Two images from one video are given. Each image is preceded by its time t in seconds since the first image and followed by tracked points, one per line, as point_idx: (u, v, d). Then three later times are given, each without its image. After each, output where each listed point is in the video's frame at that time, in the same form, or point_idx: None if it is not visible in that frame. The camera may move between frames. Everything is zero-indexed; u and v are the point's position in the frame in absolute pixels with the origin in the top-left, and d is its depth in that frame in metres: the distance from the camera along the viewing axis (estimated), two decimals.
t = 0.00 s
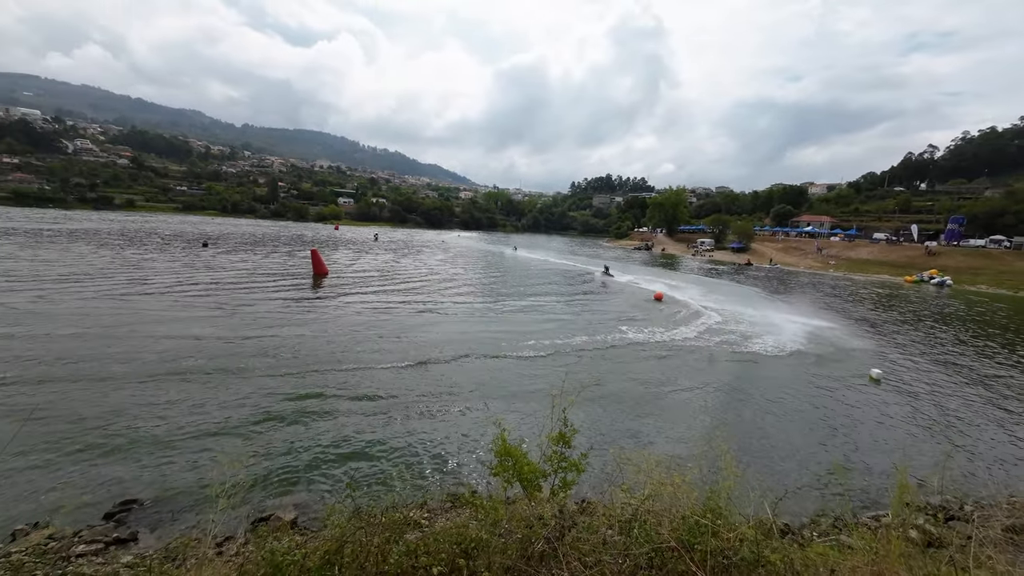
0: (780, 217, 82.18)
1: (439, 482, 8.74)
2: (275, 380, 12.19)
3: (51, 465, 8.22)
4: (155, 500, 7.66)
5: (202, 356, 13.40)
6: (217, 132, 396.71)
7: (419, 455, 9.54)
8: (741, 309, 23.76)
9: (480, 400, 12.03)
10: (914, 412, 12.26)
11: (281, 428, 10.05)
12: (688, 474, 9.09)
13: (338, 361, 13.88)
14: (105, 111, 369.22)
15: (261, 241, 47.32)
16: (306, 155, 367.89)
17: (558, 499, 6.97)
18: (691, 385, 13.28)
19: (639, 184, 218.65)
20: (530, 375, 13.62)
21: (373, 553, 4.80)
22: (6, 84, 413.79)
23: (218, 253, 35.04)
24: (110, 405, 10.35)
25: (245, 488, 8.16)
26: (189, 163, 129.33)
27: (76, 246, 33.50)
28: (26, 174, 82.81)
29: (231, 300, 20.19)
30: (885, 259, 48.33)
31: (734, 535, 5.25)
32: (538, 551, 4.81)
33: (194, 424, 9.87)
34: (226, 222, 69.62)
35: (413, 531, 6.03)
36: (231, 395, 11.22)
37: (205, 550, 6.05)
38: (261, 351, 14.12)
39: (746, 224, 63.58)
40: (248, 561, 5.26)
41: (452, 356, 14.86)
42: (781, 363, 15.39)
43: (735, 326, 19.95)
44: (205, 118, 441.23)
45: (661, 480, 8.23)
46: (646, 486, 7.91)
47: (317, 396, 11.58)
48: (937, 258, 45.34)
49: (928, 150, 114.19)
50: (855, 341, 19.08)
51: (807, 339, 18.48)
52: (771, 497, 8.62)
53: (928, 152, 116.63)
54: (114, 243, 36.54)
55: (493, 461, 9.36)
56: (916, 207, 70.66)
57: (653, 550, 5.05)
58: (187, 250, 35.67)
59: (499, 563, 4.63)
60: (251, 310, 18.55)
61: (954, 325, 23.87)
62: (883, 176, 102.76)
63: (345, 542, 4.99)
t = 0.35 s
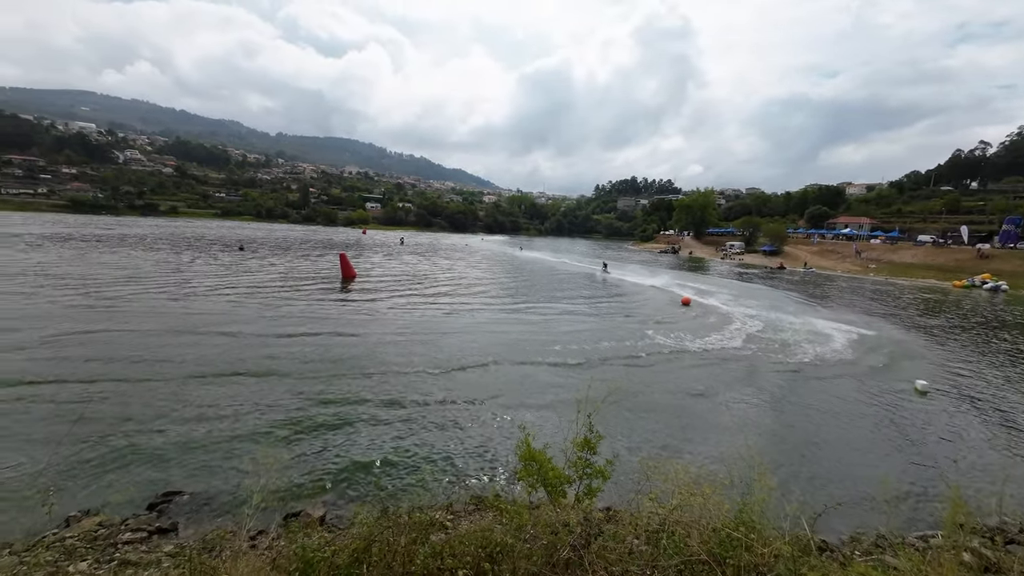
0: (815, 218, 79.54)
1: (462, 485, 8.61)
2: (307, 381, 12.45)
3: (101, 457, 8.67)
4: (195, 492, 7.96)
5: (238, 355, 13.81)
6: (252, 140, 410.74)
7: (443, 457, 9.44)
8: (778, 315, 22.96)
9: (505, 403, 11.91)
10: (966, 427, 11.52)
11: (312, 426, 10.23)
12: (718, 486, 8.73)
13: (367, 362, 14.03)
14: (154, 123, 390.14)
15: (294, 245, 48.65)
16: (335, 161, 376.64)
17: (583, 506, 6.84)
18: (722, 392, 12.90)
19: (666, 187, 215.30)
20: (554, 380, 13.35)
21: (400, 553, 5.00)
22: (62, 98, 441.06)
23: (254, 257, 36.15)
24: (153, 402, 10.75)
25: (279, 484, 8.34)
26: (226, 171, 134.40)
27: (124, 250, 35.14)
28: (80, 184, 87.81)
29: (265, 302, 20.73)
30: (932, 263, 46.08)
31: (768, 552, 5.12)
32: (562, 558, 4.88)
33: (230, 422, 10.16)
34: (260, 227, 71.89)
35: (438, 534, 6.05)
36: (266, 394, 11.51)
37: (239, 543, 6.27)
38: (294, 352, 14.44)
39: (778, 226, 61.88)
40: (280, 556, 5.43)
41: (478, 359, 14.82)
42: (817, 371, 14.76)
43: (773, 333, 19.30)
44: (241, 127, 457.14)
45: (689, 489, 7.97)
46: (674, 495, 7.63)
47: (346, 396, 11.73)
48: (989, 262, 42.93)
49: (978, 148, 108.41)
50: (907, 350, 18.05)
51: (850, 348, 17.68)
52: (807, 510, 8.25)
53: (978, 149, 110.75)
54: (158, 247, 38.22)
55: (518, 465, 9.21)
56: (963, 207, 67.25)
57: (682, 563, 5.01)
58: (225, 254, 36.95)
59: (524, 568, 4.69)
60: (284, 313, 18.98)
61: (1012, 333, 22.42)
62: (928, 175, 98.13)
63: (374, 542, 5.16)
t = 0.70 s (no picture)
0: (845, 220, 77.25)
1: (481, 488, 8.50)
2: (328, 380, 12.58)
3: (135, 453, 8.92)
4: (224, 487, 8.12)
5: (263, 355, 14.06)
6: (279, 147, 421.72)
7: (462, 460, 9.37)
8: (811, 322, 22.22)
9: (522, 407, 11.80)
10: (1010, 441, 10.92)
11: (333, 426, 10.31)
12: (743, 496, 8.45)
13: (386, 364, 14.09)
14: (186, 131, 403.53)
15: (318, 248, 49.52)
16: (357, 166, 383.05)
17: (604, 513, 6.67)
18: (745, 400, 12.52)
19: (687, 189, 212.62)
20: (572, 385, 13.11)
21: (420, 556, 4.92)
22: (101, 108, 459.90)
23: (282, 260, 36.93)
24: (184, 400, 11.01)
25: (303, 481, 8.41)
26: (255, 177, 138.12)
27: (159, 253, 36.34)
28: (119, 190, 91.46)
29: (292, 304, 21.06)
30: (974, 268, 44.21)
31: (799, 567, 4.93)
32: (582, 565, 4.84)
33: (255, 420, 10.32)
34: (286, 230, 73.44)
35: (458, 536, 6.00)
36: (288, 393, 11.67)
37: (264, 538, 6.36)
38: (315, 352, 14.62)
39: (806, 229, 60.28)
40: (303, 552, 5.49)
41: (496, 362, 14.74)
42: (848, 380, 14.25)
43: (805, 340, 18.70)
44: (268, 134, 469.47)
45: (713, 498, 7.70)
46: (697, 504, 7.40)
47: (365, 397, 11.78)
48: None
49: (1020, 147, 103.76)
50: (951, 360, 17.21)
51: (888, 356, 16.97)
52: (837, 523, 7.91)
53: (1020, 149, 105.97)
54: (191, 250, 39.41)
55: (536, 469, 9.05)
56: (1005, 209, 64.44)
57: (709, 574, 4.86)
58: (254, 257, 37.82)
59: None
60: (309, 315, 19.22)
61: None
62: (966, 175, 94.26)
63: (395, 543, 5.12)
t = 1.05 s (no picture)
0: (863, 224, 75.90)
1: (490, 491, 8.40)
2: (342, 381, 12.64)
3: (153, 450, 8.98)
4: (238, 485, 8.15)
5: (278, 356, 14.18)
6: (294, 150, 427.87)
7: (471, 463, 9.29)
8: (832, 328, 21.75)
9: (533, 409, 11.70)
10: None
11: (345, 426, 10.30)
12: (759, 505, 8.23)
13: (398, 366, 14.10)
14: (204, 135, 411.21)
15: (332, 250, 50.00)
16: (370, 169, 386.86)
17: (616, 519, 6.54)
18: (761, 406, 12.29)
19: (700, 192, 211.05)
20: (584, 389, 13.00)
21: (431, 557, 4.86)
22: (122, 113, 470.56)
23: (297, 262, 37.29)
24: (199, 399, 11.05)
25: (315, 481, 8.42)
26: (271, 180, 140.30)
27: (179, 254, 36.94)
28: (140, 192, 93.46)
29: (307, 306, 21.17)
30: (998, 273, 43.11)
31: None
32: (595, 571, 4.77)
33: (269, 420, 10.36)
34: (301, 232, 74.34)
35: (468, 539, 5.94)
36: (302, 394, 11.73)
37: (276, 536, 6.35)
38: (329, 353, 14.72)
39: (823, 232, 59.36)
40: (315, 552, 5.45)
41: (507, 365, 14.67)
42: (867, 387, 13.92)
43: (826, 346, 18.31)
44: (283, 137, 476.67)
45: (729, 506, 7.53)
46: (711, 511, 7.23)
47: (377, 398, 11.79)
48: None
49: None
50: (980, 369, 16.67)
51: (913, 364, 16.51)
52: (858, 533, 7.68)
53: None
54: (210, 252, 40.05)
55: (547, 473, 8.95)
56: None
57: None
58: (271, 259, 38.27)
59: None
60: (323, 317, 19.28)
61: None
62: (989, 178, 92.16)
63: (407, 543, 5.08)
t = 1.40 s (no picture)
0: (874, 225, 75.02)
1: (496, 493, 8.34)
2: (348, 381, 12.64)
3: (160, 448, 9.00)
4: (245, 484, 8.14)
5: (285, 356, 14.20)
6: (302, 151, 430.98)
7: (477, 464, 9.23)
8: (844, 332, 21.44)
9: (538, 411, 11.63)
10: None
11: (352, 427, 10.30)
12: (768, 510, 8.10)
13: (404, 366, 14.08)
14: (214, 136, 415.61)
15: (339, 250, 50.19)
16: (378, 170, 388.66)
17: (622, 523, 6.47)
18: (769, 410, 12.15)
19: (707, 193, 210.05)
20: (589, 392, 12.91)
21: (438, 558, 4.81)
22: (134, 115, 476.50)
23: (305, 262, 37.40)
24: (208, 399, 11.07)
25: (321, 480, 8.41)
26: (280, 181, 141.31)
27: (189, 254, 37.25)
28: (152, 193, 94.43)
29: (315, 306, 21.21)
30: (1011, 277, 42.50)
31: None
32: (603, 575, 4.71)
33: (275, 419, 10.37)
34: (309, 233, 74.75)
35: (473, 540, 5.90)
36: (308, 394, 11.73)
37: (283, 535, 6.35)
38: (335, 353, 14.73)
39: (832, 234, 58.82)
40: (322, 550, 5.44)
41: (512, 366, 14.62)
42: (877, 392, 13.72)
43: (839, 350, 18.04)
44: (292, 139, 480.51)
45: (738, 511, 7.42)
46: (719, 516, 7.11)
47: (383, 398, 11.78)
48: None
49: None
50: (993, 374, 16.42)
51: (925, 369, 16.26)
52: (870, 541, 7.53)
53: None
54: (219, 252, 40.29)
55: (553, 475, 8.88)
56: None
57: None
58: (280, 259, 38.47)
59: None
60: (331, 317, 19.29)
61: None
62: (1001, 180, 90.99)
63: (412, 544, 5.05)
